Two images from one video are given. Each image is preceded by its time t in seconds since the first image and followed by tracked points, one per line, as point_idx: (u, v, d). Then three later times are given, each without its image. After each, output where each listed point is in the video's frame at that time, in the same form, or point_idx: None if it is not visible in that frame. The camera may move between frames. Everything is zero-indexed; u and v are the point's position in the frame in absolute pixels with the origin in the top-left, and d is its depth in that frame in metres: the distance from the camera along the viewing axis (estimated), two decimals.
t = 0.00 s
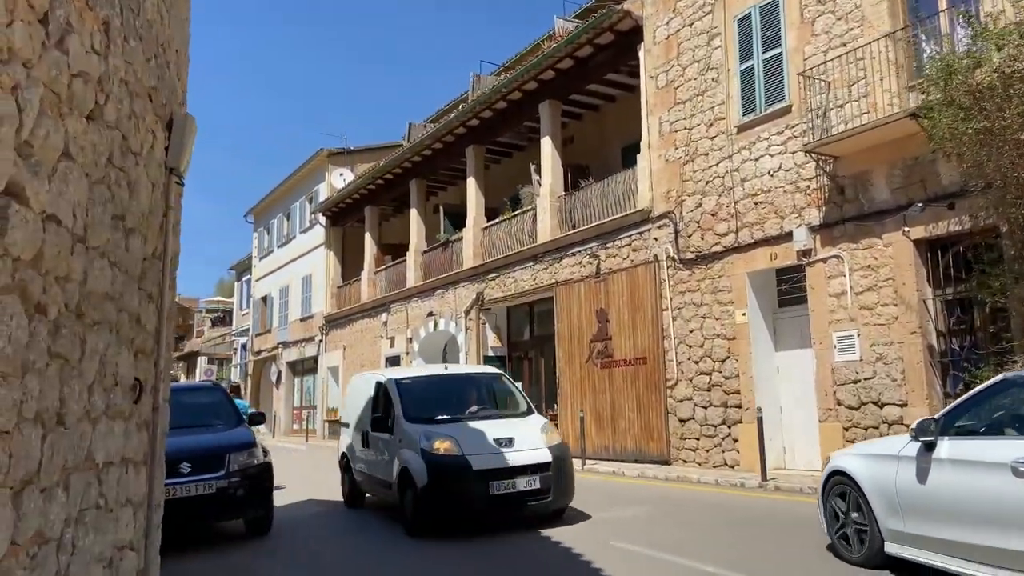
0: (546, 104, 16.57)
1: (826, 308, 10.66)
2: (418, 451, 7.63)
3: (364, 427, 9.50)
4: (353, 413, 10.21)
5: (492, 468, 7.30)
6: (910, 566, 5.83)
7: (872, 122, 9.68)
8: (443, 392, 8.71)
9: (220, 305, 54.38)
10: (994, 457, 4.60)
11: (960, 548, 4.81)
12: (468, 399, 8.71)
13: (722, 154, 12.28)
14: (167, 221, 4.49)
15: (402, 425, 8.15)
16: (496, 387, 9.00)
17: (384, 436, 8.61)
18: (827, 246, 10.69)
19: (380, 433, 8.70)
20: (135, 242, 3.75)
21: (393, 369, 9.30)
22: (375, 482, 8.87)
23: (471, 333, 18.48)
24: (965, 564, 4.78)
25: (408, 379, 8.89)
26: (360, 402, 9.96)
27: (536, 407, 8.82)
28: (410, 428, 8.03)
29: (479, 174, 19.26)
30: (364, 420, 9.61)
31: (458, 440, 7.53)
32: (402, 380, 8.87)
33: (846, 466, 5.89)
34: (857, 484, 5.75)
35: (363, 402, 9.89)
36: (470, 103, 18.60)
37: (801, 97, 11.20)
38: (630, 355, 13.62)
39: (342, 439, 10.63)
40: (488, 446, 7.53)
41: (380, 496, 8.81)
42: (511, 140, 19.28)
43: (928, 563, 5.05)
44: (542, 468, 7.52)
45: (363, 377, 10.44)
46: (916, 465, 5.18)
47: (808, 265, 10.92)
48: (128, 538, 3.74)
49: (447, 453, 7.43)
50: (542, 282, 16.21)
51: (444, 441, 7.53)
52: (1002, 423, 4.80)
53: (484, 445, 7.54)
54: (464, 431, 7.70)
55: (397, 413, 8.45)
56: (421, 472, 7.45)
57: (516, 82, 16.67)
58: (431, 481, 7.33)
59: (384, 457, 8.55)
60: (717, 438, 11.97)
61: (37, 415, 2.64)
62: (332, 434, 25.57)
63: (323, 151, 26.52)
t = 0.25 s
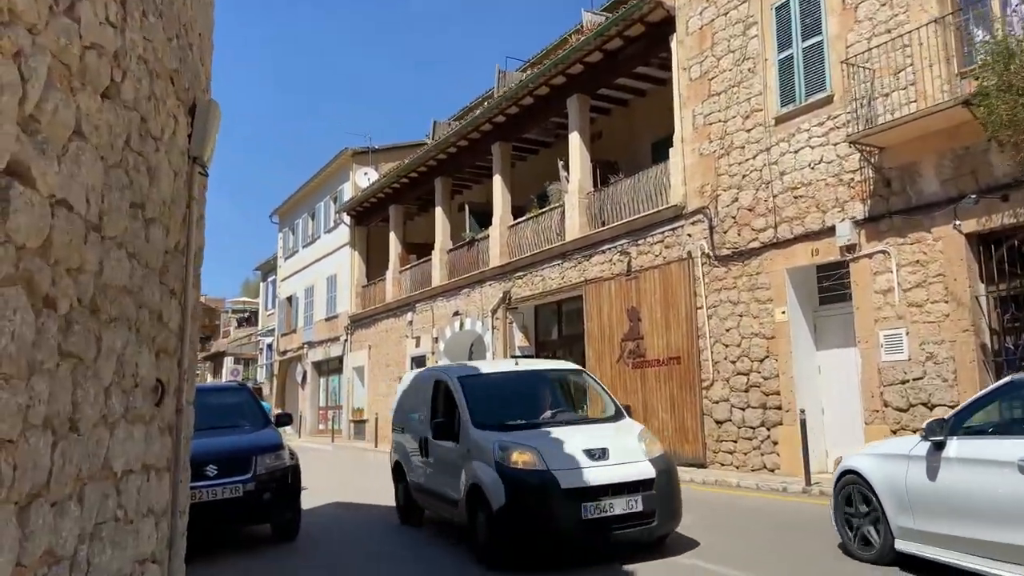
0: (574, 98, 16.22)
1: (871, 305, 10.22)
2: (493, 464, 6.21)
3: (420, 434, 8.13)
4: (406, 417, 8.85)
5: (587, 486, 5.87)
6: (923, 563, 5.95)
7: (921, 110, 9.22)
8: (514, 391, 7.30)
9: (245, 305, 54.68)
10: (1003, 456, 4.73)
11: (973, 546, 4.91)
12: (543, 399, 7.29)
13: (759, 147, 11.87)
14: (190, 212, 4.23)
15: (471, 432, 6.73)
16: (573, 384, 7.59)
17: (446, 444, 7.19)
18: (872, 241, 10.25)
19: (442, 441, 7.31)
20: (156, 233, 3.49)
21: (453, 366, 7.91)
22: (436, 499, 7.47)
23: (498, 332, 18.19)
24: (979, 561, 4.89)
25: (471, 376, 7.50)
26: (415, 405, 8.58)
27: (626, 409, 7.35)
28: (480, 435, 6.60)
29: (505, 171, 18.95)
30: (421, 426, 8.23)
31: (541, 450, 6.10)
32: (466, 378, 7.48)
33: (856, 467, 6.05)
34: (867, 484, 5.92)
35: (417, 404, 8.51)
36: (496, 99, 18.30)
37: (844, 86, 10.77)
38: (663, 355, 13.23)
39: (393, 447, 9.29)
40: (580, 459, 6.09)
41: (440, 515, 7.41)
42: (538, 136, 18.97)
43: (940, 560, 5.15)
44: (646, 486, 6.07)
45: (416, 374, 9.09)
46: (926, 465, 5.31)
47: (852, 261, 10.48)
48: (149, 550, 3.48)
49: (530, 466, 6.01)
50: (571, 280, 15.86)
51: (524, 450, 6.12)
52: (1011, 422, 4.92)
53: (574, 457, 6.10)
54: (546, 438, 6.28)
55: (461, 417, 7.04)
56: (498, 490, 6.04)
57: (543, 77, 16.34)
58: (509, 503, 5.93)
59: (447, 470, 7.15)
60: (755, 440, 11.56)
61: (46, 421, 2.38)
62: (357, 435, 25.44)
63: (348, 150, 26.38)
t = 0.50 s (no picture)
0: (600, 92, 15.86)
1: (915, 301, 9.80)
2: (590, 488, 5.26)
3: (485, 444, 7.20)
4: (467, 422, 7.92)
5: (712, 513, 4.91)
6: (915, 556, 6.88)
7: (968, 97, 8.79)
8: (601, 396, 6.40)
9: (267, 305, 54.88)
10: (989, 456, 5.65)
11: (966, 539, 5.81)
12: (635, 405, 6.38)
13: (795, 138, 11.48)
14: (210, 200, 3.97)
15: (557, 445, 5.80)
16: (664, 388, 6.69)
17: (524, 458, 6.26)
18: (916, 234, 9.82)
19: (517, 453, 6.37)
20: (174, 220, 3.23)
21: (524, 365, 7.00)
22: (509, 522, 6.53)
23: (522, 331, 17.88)
24: (971, 553, 5.78)
25: (549, 377, 6.59)
26: (478, 409, 7.66)
27: (737, 417, 6.41)
28: (569, 450, 5.66)
29: (529, 167, 18.63)
30: (486, 434, 7.31)
31: (652, 470, 5.14)
32: (543, 379, 6.57)
33: (855, 463, 7.06)
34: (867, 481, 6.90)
35: (481, 409, 7.59)
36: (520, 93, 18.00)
37: (885, 73, 10.37)
38: (694, 354, 12.85)
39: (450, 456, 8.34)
40: (700, 480, 5.10)
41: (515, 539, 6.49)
42: (562, 132, 18.65)
43: (935, 552, 6.09)
44: (782, 514, 5.07)
45: (475, 375, 8.17)
46: (925, 462, 6.25)
47: (894, 255, 10.07)
48: (167, 563, 3.21)
49: (639, 490, 5.06)
50: (597, 278, 15.51)
51: (629, 470, 5.17)
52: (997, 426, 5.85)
53: (693, 477, 5.12)
54: (653, 454, 5.33)
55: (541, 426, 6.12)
56: (599, 520, 5.08)
57: (567, 71, 16.02)
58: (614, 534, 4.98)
59: (524, 489, 6.22)
60: (792, 442, 11.17)
61: (48, 424, 2.10)
62: (379, 435, 25.27)
63: (368, 148, 26.21)
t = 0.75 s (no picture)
0: (622, 89, 15.52)
1: (957, 304, 9.40)
2: (732, 542, 3.58)
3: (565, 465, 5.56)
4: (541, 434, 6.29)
5: None
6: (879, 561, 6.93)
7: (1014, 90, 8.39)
8: (712, 408, 4.69)
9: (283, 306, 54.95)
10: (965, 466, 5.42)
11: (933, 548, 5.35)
12: (760, 421, 4.65)
13: (827, 134, 11.10)
14: (225, 199, 3.70)
15: (673, 476, 4.13)
16: (793, 399, 4.95)
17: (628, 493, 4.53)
18: (957, 233, 9.42)
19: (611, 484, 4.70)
20: (185, 221, 2.96)
21: (613, 365, 5.36)
22: None
23: (542, 333, 17.57)
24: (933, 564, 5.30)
25: (649, 380, 4.91)
26: (553, 421, 6.05)
27: (903, 433, 4.66)
28: (692, 483, 3.99)
29: (549, 166, 18.32)
30: (563, 452, 5.68)
31: (827, 520, 3.44)
32: (642, 381, 4.90)
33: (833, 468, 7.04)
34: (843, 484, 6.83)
35: (557, 420, 5.97)
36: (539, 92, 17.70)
37: (923, 66, 9.96)
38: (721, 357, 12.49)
39: (515, 476, 6.73)
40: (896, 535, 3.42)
41: None
42: (583, 130, 18.33)
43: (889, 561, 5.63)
44: None
45: (547, 378, 6.57)
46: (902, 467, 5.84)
47: (934, 255, 9.67)
48: None
49: (811, 547, 3.37)
50: (619, 279, 15.17)
51: (789, 517, 3.48)
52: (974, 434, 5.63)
53: (883, 530, 3.43)
54: (813, 493, 3.62)
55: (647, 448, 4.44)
56: None
57: (588, 67, 15.67)
58: None
59: (623, 532, 4.56)
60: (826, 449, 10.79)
61: (38, 458, 1.83)
62: (397, 438, 25.06)
63: (385, 148, 26.01)
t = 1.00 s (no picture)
0: (640, 82, 15.21)
1: (994, 300, 9.02)
2: None
3: (668, 497, 3.71)
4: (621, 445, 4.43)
5: None
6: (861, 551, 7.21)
7: None
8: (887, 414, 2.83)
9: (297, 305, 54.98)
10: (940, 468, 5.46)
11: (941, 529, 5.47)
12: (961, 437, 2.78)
13: (855, 126, 10.75)
14: (234, 182, 3.44)
15: (905, 533, 2.32)
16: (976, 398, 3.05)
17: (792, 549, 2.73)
18: (994, 227, 9.05)
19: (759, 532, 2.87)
20: (190, 202, 2.71)
21: (741, 351, 3.49)
22: None
23: (558, 332, 17.28)
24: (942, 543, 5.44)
25: (810, 373, 3.01)
26: (642, 430, 4.18)
27: None
28: (946, 552, 2.19)
29: (565, 162, 18.03)
30: (660, 475, 3.83)
31: None
32: (798, 375, 3.01)
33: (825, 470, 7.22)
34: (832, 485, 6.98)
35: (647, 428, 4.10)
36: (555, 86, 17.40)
37: (957, 53, 9.59)
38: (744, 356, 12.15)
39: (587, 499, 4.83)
40: None
41: None
42: (599, 125, 18.02)
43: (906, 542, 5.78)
44: None
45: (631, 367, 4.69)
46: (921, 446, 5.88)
47: (969, 250, 9.31)
48: None
49: None
50: (638, 276, 14.85)
51: None
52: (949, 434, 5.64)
53: None
54: None
55: (835, 483, 2.60)
56: None
57: (605, 61, 15.36)
58: None
59: None
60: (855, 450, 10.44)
61: (13, 462, 1.64)
62: (411, 438, 24.84)
63: (398, 146, 25.80)
